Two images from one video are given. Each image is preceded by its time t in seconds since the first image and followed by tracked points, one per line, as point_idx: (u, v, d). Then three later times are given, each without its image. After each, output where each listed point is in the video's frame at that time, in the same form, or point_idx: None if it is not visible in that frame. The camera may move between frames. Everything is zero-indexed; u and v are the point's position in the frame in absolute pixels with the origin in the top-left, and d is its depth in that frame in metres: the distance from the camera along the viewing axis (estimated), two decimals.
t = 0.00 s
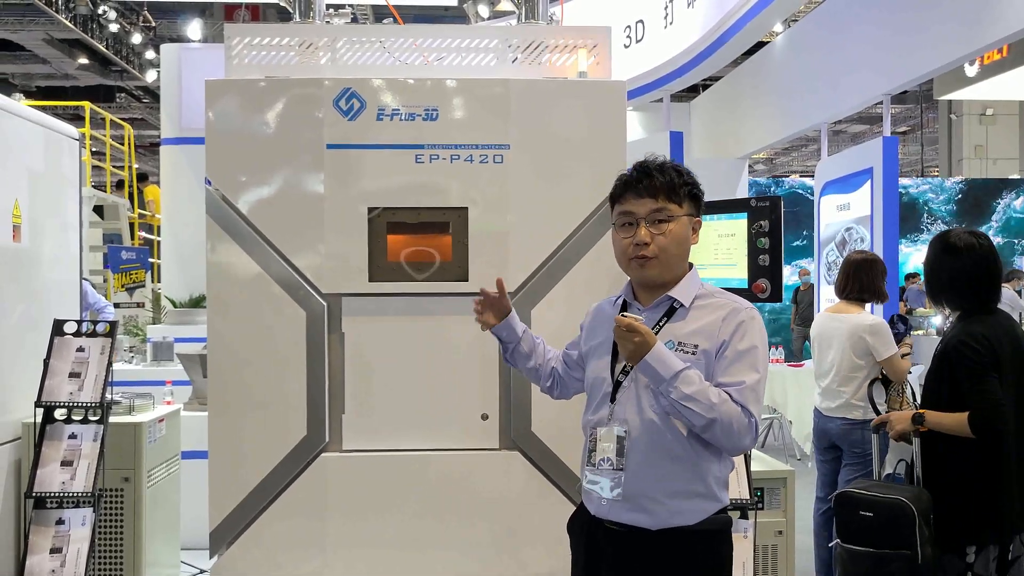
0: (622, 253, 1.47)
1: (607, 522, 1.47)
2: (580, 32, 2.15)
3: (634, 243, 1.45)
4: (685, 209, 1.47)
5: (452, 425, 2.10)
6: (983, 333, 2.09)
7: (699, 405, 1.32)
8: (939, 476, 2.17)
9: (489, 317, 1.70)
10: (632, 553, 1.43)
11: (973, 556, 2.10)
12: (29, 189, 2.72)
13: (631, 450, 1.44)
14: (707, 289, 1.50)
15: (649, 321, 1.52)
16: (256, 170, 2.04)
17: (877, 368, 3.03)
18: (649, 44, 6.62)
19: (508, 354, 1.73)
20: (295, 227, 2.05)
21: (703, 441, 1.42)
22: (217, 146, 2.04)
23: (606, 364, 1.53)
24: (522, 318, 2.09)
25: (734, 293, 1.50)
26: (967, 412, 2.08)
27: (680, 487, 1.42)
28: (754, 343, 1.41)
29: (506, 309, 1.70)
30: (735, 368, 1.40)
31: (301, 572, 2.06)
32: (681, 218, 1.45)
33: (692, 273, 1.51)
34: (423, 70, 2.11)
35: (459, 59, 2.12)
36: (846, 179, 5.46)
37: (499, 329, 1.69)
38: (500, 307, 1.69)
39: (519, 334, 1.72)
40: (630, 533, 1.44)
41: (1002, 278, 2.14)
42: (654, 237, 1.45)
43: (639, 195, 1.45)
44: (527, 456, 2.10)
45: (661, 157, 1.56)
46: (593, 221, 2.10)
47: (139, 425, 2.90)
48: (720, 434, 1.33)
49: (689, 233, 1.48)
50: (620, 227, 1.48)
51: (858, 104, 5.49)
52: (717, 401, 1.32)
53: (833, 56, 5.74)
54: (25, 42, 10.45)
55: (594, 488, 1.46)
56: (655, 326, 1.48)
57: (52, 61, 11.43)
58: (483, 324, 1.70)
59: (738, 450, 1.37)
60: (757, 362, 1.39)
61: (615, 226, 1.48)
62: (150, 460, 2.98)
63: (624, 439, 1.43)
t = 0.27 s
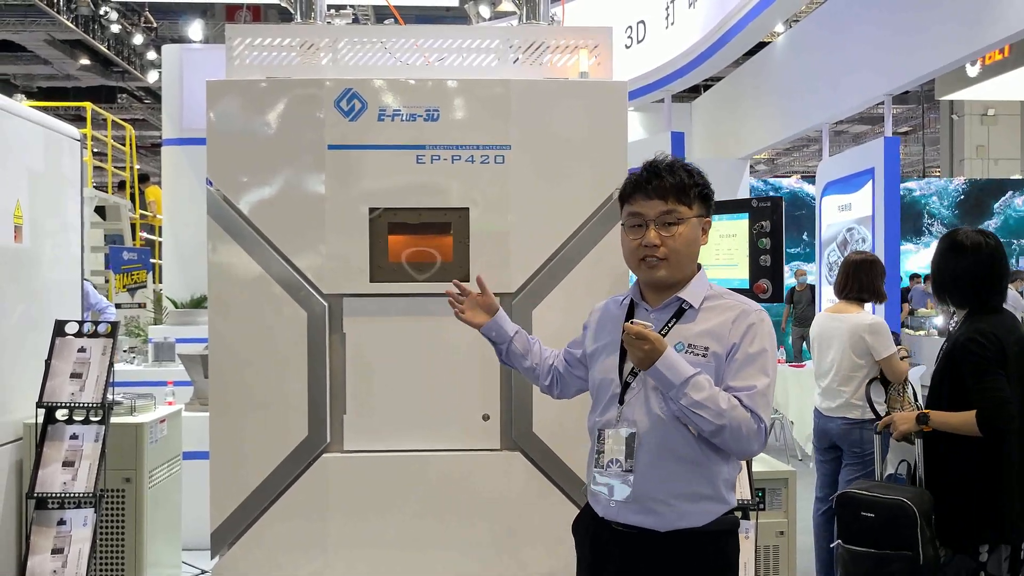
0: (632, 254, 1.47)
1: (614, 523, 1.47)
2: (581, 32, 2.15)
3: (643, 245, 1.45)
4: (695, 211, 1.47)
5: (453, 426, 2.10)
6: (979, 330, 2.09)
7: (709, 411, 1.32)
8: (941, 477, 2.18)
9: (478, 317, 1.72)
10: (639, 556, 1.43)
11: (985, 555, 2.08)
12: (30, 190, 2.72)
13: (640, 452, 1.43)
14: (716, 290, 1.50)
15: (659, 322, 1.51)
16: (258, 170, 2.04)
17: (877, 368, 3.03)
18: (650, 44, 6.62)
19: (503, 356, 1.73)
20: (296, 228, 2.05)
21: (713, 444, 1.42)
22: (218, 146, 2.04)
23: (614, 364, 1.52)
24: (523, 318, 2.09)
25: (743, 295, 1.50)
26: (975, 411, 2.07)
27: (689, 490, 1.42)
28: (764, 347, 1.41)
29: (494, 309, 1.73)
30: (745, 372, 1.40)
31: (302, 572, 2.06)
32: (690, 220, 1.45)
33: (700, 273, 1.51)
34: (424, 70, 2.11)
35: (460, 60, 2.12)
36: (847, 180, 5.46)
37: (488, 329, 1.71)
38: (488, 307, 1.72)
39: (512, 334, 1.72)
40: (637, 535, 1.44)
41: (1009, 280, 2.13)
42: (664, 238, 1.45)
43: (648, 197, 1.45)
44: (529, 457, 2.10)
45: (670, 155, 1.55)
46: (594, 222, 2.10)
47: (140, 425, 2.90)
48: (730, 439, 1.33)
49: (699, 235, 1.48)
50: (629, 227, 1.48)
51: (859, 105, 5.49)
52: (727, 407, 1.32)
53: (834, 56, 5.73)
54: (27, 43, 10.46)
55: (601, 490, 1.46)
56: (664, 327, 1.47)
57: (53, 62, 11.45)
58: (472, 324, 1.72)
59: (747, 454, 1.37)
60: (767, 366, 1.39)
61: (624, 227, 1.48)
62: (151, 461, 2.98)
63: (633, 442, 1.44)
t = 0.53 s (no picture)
0: (640, 252, 1.47)
1: (621, 524, 1.47)
2: (583, 33, 2.15)
3: (653, 244, 1.45)
4: (708, 215, 1.47)
5: (455, 427, 2.10)
6: (988, 326, 2.10)
7: (717, 412, 1.32)
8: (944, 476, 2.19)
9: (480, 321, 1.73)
10: (646, 557, 1.44)
11: (1005, 551, 2.07)
12: (32, 191, 2.72)
13: (647, 453, 1.43)
14: (721, 290, 1.50)
15: (665, 321, 1.52)
16: (259, 171, 2.04)
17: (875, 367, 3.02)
18: (651, 45, 6.62)
19: (506, 359, 1.73)
20: (297, 228, 2.05)
21: (720, 444, 1.42)
22: (220, 147, 2.04)
23: (619, 364, 1.52)
24: (525, 319, 2.09)
25: (748, 294, 1.50)
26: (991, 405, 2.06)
27: (696, 491, 1.42)
28: (771, 347, 1.41)
29: (496, 311, 1.73)
30: (752, 372, 1.40)
31: (303, 572, 2.06)
32: (703, 224, 1.46)
33: (707, 273, 1.50)
34: (425, 71, 2.11)
35: (461, 60, 2.12)
36: (848, 180, 5.45)
37: (490, 334, 1.72)
38: (490, 310, 1.73)
39: (514, 338, 1.72)
40: (644, 536, 1.44)
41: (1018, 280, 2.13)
42: (673, 239, 1.44)
43: (662, 196, 1.45)
44: (530, 457, 2.10)
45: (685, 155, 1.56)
46: (596, 222, 2.10)
47: (142, 426, 2.90)
48: (738, 439, 1.34)
49: (709, 239, 1.48)
50: (640, 225, 1.48)
51: (861, 105, 5.48)
52: (736, 407, 1.33)
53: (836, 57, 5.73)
54: (28, 44, 10.47)
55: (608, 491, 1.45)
56: (670, 327, 1.47)
57: (54, 63, 11.47)
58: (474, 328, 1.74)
59: (755, 454, 1.37)
60: (774, 366, 1.40)
61: (635, 224, 1.48)
62: (152, 461, 2.98)
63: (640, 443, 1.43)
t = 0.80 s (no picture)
0: (657, 242, 1.46)
1: (624, 525, 1.47)
2: (584, 34, 2.15)
3: (673, 235, 1.45)
4: (727, 220, 1.49)
5: (456, 427, 2.09)
6: (1001, 321, 2.19)
7: (719, 412, 1.32)
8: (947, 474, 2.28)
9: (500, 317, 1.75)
10: (648, 559, 1.44)
11: (1013, 548, 2.17)
12: (33, 191, 2.73)
13: (650, 453, 1.44)
14: (724, 291, 1.50)
15: (669, 321, 1.50)
16: (260, 172, 2.04)
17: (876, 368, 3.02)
18: (652, 45, 6.62)
19: (517, 354, 1.77)
20: (299, 229, 2.05)
21: (722, 445, 1.42)
22: (221, 147, 2.04)
23: (622, 364, 1.52)
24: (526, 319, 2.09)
25: (751, 295, 1.50)
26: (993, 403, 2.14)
27: (698, 493, 1.42)
28: (774, 348, 1.41)
29: (516, 309, 1.74)
30: (755, 373, 1.40)
31: (304, 572, 2.06)
32: (722, 227, 1.47)
33: (711, 273, 1.51)
34: (426, 72, 2.11)
35: (462, 61, 2.12)
36: (850, 181, 5.46)
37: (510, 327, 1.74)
38: (511, 307, 1.73)
39: (530, 336, 1.75)
40: (646, 537, 1.44)
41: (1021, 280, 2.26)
42: (693, 235, 1.45)
43: (690, 191, 1.46)
44: (531, 458, 2.10)
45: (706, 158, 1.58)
46: (597, 223, 2.10)
47: (143, 426, 2.90)
48: (740, 440, 1.33)
49: (723, 243, 1.50)
50: (661, 215, 1.47)
51: (862, 106, 5.48)
52: (738, 408, 1.32)
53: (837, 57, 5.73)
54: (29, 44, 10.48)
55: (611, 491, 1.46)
56: (673, 327, 1.47)
57: (56, 63, 11.48)
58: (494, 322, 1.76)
59: (757, 455, 1.37)
60: (776, 367, 1.39)
61: (657, 213, 1.48)
62: (154, 462, 2.98)
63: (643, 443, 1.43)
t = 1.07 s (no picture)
0: (663, 248, 1.47)
1: (628, 525, 1.47)
2: (585, 34, 2.15)
3: (679, 239, 1.45)
4: (732, 218, 1.49)
5: (457, 427, 2.09)
6: (1003, 315, 2.22)
7: (727, 414, 1.32)
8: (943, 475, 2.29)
9: (486, 321, 1.77)
10: (653, 558, 1.44)
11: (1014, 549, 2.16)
12: (34, 192, 2.73)
13: (656, 455, 1.43)
14: (734, 293, 1.50)
15: (677, 322, 1.51)
16: (261, 172, 2.04)
17: (879, 369, 3.01)
18: (653, 46, 6.62)
19: (514, 356, 1.77)
20: (300, 229, 2.05)
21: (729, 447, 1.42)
22: (222, 147, 2.04)
23: (629, 365, 1.51)
24: (527, 320, 2.09)
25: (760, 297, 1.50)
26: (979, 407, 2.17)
27: (704, 495, 1.42)
28: (782, 352, 1.41)
29: (501, 313, 1.75)
30: (763, 376, 1.40)
31: (305, 572, 2.06)
32: (728, 226, 1.47)
33: (721, 277, 1.51)
34: (428, 72, 2.12)
35: (463, 61, 2.13)
36: (851, 181, 5.45)
37: (498, 333, 1.75)
38: (495, 312, 1.75)
39: (522, 337, 1.75)
40: (651, 538, 1.44)
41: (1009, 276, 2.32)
42: (700, 237, 1.45)
43: (692, 193, 1.46)
44: (532, 458, 2.10)
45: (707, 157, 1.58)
46: (598, 223, 2.10)
47: (145, 426, 2.91)
48: (747, 443, 1.33)
49: (731, 242, 1.50)
50: (665, 221, 1.47)
51: (864, 106, 5.48)
52: (745, 411, 1.33)
53: (838, 58, 5.73)
54: (31, 45, 10.50)
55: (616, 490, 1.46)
56: (682, 328, 1.47)
57: (57, 64, 11.50)
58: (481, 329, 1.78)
59: (763, 458, 1.37)
60: (784, 371, 1.39)
61: (661, 219, 1.48)
62: (155, 462, 2.98)
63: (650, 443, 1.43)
